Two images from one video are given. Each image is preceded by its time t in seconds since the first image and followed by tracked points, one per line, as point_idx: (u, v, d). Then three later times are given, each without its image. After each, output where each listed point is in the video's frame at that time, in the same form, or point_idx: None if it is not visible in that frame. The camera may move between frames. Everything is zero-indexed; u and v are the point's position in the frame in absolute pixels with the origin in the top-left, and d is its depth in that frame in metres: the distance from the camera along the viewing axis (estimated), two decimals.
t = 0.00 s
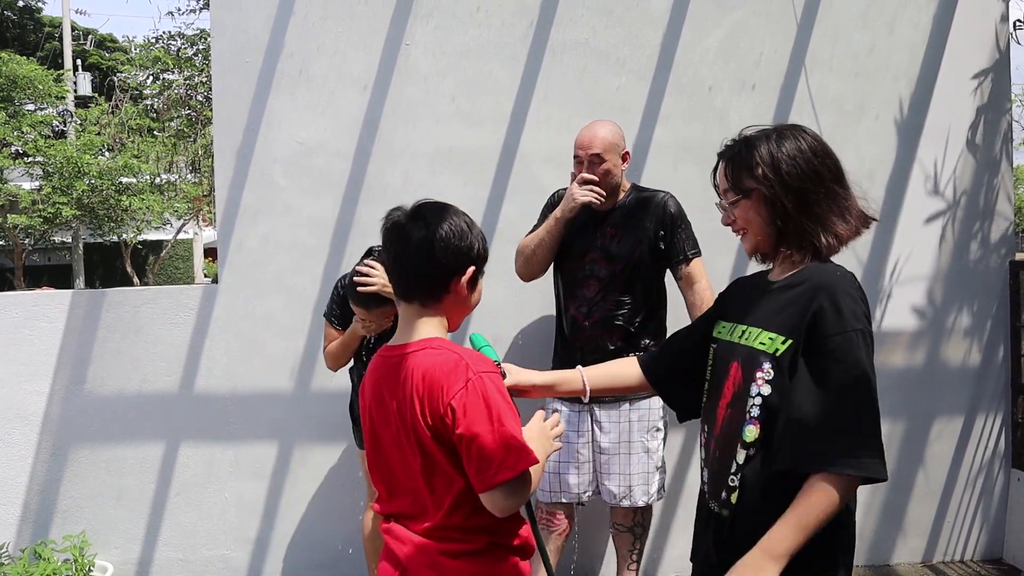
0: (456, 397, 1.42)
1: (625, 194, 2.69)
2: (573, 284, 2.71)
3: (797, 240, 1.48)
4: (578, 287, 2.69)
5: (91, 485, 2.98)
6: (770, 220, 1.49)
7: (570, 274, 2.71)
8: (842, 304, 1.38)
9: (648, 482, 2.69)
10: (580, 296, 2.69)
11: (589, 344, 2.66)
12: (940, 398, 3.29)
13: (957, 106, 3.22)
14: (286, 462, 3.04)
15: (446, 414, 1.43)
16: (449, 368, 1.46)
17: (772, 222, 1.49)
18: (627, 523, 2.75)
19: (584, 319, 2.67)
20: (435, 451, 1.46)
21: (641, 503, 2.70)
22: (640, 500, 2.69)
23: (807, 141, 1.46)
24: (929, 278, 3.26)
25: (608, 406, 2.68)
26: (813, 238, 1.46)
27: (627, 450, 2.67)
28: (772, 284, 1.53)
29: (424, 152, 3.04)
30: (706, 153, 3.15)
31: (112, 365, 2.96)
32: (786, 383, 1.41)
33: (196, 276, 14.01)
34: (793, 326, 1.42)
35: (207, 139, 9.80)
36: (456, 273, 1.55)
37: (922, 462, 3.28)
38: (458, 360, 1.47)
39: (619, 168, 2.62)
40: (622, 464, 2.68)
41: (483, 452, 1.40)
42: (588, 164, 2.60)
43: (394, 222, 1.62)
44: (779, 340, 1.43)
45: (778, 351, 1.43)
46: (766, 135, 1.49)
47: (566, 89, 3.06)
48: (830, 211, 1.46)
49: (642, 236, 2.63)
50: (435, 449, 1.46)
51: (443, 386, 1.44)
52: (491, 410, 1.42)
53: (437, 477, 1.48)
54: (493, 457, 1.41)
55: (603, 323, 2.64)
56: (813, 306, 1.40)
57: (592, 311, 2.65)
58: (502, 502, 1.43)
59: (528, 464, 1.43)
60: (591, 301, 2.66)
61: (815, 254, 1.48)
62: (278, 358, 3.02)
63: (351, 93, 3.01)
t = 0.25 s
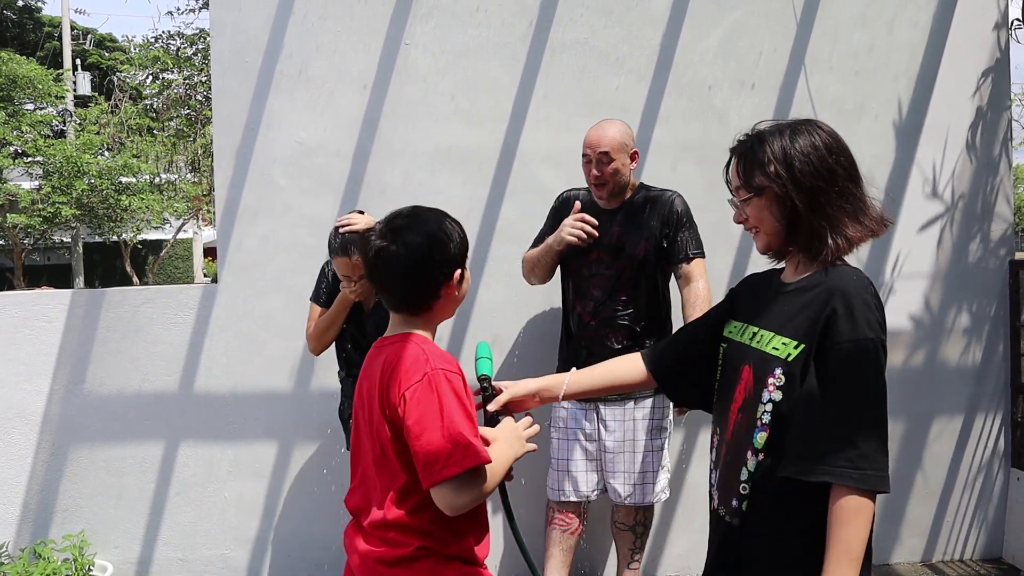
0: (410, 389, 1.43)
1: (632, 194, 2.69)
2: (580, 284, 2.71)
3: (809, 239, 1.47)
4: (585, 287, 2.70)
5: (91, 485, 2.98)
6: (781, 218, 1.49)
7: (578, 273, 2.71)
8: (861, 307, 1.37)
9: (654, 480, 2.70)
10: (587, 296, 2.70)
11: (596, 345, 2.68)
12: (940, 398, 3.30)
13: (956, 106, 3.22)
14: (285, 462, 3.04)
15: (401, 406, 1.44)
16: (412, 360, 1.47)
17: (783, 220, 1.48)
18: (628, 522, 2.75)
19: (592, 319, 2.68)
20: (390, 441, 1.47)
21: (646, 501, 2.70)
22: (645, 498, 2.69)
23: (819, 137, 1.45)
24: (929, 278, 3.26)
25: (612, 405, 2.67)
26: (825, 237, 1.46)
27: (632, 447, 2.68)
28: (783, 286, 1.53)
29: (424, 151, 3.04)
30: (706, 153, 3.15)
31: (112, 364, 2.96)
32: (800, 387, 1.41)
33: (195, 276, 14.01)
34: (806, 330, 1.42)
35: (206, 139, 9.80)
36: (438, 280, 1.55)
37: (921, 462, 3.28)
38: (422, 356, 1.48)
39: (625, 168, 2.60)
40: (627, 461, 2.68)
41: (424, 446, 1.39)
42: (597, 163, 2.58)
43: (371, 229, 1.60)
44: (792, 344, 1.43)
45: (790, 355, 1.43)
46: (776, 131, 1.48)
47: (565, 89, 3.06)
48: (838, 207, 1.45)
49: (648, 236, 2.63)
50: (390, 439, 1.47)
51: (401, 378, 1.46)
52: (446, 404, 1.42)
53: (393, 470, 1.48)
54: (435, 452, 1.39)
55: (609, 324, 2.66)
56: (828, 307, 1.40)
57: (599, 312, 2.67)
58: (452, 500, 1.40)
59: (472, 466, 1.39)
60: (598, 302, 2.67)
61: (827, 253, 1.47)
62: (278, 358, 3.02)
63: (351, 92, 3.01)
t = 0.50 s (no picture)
0: (394, 397, 1.42)
1: (634, 193, 2.68)
2: (582, 285, 2.70)
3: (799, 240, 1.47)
4: (588, 288, 2.70)
5: (91, 484, 2.98)
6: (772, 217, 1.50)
7: (580, 275, 2.70)
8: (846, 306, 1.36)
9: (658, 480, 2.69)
10: (589, 297, 2.69)
11: (599, 347, 2.69)
12: (939, 397, 3.30)
13: (955, 106, 3.22)
14: (285, 461, 3.04)
15: (384, 415, 1.42)
16: (391, 363, 1.46)
17: (775, 220, 1.49)
18: (630, 521, 2.76)
19: (595, 321, 2.69)
20: (369, 446, 1.46)
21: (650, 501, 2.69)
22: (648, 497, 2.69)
23: (815, 135, 1.45)
24: (928, 277, 3.26)
25: (616, 403, 2.69)
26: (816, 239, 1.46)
27: (636, 446, 2.68)
28: (779, 291, 1.53)
29: (423, 151, 3.04)
30: (705, 152, 3.14)
31: (112, 364, 2.96)
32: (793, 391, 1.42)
33: (195, 276, 14.01)
34: (796, 336, 1.43)
35: (206, 138, 9.79)
36: (396, 284, 1.52)
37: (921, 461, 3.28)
38: (401, 358, 1.47)
39: (628, 166, 2.62)
40: (631, 460, 2.68)
41: (417, 448, 1.40)
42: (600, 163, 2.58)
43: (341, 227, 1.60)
44: (782, 355, 1.45)
45: (781, 364, 1.45)
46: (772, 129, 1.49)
47: (564, 88, 3.06)
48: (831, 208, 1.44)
49: (651, 236, 2.63)
50: (369, 445, 1.45)
51: (381, 387, 1.44)
52: (432, 407, 1.42)
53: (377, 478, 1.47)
54: (430, 454, 1.40)
55: (612, 326, 2.67)
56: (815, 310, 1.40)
57: (601, 315, 2.67)
58: (452, 498, 1.43)
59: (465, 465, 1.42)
60: (600, 304, 2.68)
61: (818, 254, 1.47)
62: (277, 357, 3.02)
63: (350, 91, 3.01)
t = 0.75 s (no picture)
0: (327, 424, 1.35)
1: (625, 194, 2.68)
2: (577, 288, 2.69)
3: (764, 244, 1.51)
4: (583, 291, 2.68)
5: (91, 483, 2.98)
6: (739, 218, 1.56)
7: (574, 278, 2.69)
8: (845, 310, 1.38)
9: (660, 477, 2.71)
10: (585, 300, 2.68)
11: (596, 350, 2.68)
12: (939, 397, 3.30)
13: (955, 105, 3.21)
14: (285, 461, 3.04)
15: (315, 443, 1.35)
16: (322, 385, 1.39)
17: (743, 222, 1.54)
18: (630, 519, 2.77)
19: (593, 323, 2.68)
20: (298, 471, 1.39)
21: (651, 498, 2.71)
22: (651, 495, 2.70)
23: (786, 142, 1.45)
24: (928, 277, 3.26)
25: (615, 403, 2.71)
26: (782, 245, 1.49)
27: (637, 444, 2.70)
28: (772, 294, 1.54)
29: (423, 150, 3.03)
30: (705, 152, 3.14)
31: (112, 363, 2.96)
32: (790, 393, 1.47)
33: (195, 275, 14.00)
34: (792, 339, 1.46)
35: (206, 138, 9.78)
36: (322, 295, 1.47)
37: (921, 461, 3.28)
38: (333, 379, 1.41)
39: (621, 166, 2.60)
40: (633, 457, 2.71)
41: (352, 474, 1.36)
42: (594, 165, 2.55)
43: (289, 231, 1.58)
44: (777, 358, 1.48)
45: (776, 368, 1.48)
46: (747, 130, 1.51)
47: (564, 88, 3.06)
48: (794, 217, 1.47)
49: (643, 237, 2.63)
50: (297, 470, 1.39)
51: (312, 414, 1.36)
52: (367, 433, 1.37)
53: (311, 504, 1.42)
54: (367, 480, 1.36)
55: (608, 328, 2.67)
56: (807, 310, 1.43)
57: (598, 318, 2.67)
58: (396, 525, 1.39)
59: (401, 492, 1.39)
60: (596, 306, 2.67)
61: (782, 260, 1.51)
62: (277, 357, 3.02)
63: (350, 91, 3.01)
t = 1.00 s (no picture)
0: (264, 419, 1.37)
1: (609, 194, 2.66)
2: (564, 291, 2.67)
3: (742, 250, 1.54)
4: (570, 293, 2.66)
5: (91, 483, 2.98)
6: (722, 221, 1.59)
7: (560, 281, 2.66)
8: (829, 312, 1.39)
9: (651, 475, 2.68)
10: (573, 303, 2.66)
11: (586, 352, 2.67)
12: (938, 396, 3.30)
13: (954, 105, 3.21)
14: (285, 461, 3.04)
15: (252, 437, 1.37)
16: (265, 382, 1.40)
17: (723, 226, 1.57)
18: (624, 519, 2.75)
19: (584, 326, 2.66)
20: (235, 467, 1.40)
21: (644, 497, 2.68)
22: (643, 494, 2.67)
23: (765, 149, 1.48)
24: (928, 276, 3.26)
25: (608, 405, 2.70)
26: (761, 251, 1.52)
27: (628, 443, 2.67)
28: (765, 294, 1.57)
29: (423, 150, 3.03)
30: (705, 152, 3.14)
31: (112, 363, 2.96)
32: (782, 397, 1.47)
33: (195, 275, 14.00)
34: (779, 343, 1.47)
35: (206, 138, 9.78)
36: (278, 291, 1.49)
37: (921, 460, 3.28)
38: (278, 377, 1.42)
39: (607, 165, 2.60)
40: (624, 456, 2.67)
41: (285, 474, 1.36)
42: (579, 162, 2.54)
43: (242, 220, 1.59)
44: (766, 361, 1.49)
45: (766, 372, 1.49)
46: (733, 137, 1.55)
47: (564, 88, 3.06)
48: (770, 222, 1.49)
49: (630, 237, 2.63)
50: (233, 466, 1.40)
51: (250, 409, 1.38)
52: (305, 432, 1.39)
53: (244, 505, 1.43)
54: (299, 482, 1.37)
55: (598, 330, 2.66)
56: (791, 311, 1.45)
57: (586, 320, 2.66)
58: (326, 530, 1.39)
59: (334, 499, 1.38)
60: (585, 308, 2.65)
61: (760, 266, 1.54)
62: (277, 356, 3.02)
63: (350, 91, 3.01)
